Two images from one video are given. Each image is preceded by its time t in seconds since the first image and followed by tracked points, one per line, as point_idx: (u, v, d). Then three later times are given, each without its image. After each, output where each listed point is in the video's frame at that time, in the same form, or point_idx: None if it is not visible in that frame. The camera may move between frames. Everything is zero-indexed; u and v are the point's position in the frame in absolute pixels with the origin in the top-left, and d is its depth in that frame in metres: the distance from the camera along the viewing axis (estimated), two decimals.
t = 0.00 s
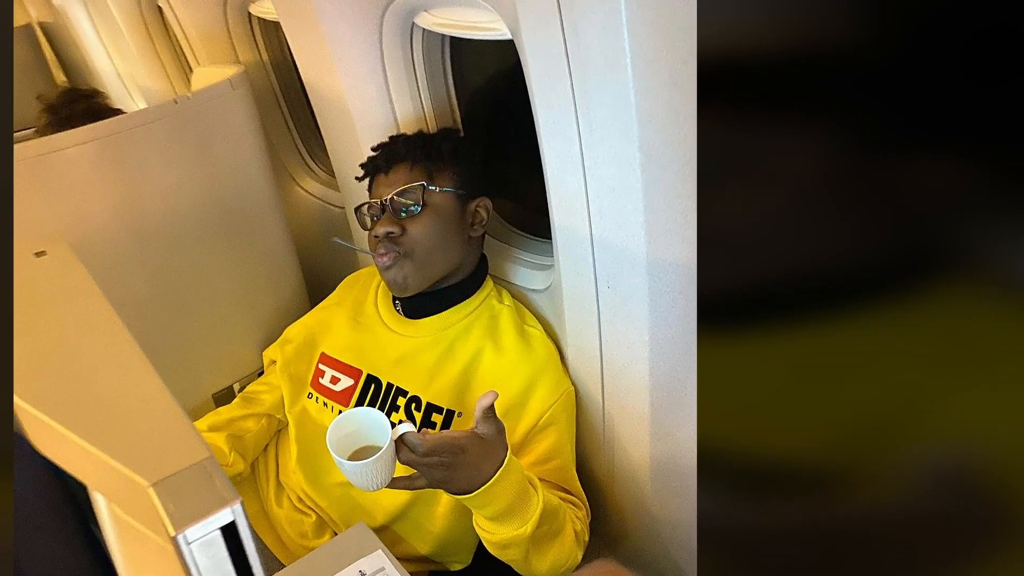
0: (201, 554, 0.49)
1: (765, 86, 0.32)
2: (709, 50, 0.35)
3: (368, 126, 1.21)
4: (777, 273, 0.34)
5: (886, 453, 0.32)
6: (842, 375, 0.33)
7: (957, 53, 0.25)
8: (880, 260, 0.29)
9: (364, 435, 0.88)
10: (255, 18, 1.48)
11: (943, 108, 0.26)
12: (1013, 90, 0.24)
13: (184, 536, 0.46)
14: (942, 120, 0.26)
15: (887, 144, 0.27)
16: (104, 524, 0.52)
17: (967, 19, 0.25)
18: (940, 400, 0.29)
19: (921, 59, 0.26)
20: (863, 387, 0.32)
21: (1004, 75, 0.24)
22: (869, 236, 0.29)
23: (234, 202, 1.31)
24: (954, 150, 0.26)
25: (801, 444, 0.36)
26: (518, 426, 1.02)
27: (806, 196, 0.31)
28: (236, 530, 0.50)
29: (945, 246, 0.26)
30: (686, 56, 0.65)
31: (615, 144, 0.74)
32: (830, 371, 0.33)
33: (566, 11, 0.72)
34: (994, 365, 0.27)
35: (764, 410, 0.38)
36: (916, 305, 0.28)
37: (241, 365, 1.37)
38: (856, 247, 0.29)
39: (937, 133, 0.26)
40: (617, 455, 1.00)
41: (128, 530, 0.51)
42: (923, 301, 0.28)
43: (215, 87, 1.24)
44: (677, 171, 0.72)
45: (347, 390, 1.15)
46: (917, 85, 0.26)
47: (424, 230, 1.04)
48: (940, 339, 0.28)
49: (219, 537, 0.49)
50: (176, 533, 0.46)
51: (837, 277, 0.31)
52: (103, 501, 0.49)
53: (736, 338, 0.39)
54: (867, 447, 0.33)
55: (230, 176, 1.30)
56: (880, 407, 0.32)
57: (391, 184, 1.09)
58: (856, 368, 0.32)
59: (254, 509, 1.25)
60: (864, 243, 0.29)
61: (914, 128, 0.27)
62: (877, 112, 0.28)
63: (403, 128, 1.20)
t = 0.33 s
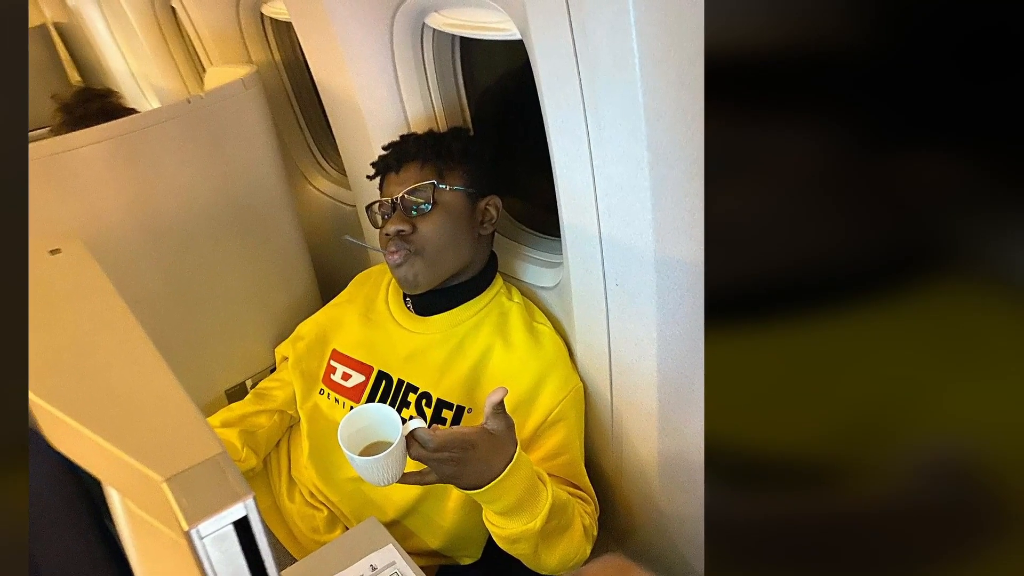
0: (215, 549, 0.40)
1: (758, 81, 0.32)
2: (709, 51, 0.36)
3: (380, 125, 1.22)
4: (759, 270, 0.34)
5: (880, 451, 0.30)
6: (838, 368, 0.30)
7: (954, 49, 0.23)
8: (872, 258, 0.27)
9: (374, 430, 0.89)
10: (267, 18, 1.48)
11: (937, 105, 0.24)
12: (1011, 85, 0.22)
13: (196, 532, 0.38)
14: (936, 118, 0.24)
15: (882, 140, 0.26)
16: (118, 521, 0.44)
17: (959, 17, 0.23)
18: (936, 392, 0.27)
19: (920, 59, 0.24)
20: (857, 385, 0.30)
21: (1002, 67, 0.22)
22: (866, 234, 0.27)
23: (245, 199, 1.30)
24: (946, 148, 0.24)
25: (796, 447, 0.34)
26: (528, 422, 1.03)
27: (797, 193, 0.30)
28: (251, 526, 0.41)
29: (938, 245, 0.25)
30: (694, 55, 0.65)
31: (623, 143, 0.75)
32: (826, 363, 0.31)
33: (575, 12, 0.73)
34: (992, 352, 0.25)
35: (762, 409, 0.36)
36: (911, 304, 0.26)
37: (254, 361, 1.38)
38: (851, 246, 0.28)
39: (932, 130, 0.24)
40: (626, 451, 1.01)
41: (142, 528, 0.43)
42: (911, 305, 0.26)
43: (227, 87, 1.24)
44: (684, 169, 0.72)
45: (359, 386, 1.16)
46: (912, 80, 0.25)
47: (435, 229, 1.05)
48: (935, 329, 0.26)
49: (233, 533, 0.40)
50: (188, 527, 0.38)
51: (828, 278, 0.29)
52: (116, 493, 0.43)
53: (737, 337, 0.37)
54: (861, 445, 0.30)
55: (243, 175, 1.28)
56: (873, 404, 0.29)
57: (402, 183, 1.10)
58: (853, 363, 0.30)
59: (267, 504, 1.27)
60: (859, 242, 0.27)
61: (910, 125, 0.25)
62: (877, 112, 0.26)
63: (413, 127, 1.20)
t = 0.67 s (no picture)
0: (228, 544, 0.39)
1: (762, 80, 0.32)
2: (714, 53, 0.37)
3: (391, 125, 1.23)
4: (759, 266, 0.35)
5: (877, 445, 0.30)
6: (832, 364, 0.31)
7: (952, 49, 0.24)
8: (868, 255, 0.28)
9: (385, 426, 0.90)
10: (279, 18, 1.49)
11: (935, 104, 0.25)
12: (1009, 82, 0.23)
13: (209, 526, 0.38)
14: (934, 117, 0.25)
15: (880, 138, 0.27)
16: (132, 516, 0.43)
17: (955, 16, 0.23)
18: (933, 385, 0.27)
19: (919, 59, 0.25)
20: (851, 380, 0.30)
21: (998, 66, 0.23)
22: (864, 232, 0.28)
23: (256, 197, 1.31)
24: (944, 147, 0.25)
25: (793, 441, 0.35)
26: (537, 418, 1.04)
27: (795, 192, 0.31)
28: (264, 522, 0.41)
29: (934, 240, 0.25)
30: (700, 56, 0.66)
31: (631, 142, 0.75)
32: (820, 359, 0.31)
33: (584, 12, 0.74)
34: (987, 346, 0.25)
35: (758, 405, 0.37)
36: (907, 303, 0.27)
37: (266, 358, 1.39)
38: (848, 242, 0.29)
39: (930, 129, 0.25)
40: (634, 446, 1.01)
41: (155, 523, 0.41)
42: (905, 302, 0.27)
43: (239, 86, 1.26)
44: (692, 169, 0.73)
45: (370, 382, 1.18)
46: (910, 80, 0.25)
47: (445, 227, 1.06)
48: (927, 323, 0.26)
49: (245, 528, 0.40)
50: (202, 522, 0.37)
51: (824, 275, 0.30)
52: (129, 490, 0.42)
53: (734, 331, 0.38)
54: (857, 440, 0.31)
55: (255, 174, 1.30)
56: (869, 399, 0.30)
57: (412, 181, 1.11)
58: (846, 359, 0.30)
59: (280, 499, 1.28)
60: (857, 240, 0.28)
61: (909, 123, 0.26)
62: (877, 112, 0.27)
63: (424, 126, 1.22)
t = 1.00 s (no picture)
0: (241, 539, 0.40)
1: (769, 80, 0.33)
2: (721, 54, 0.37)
3: (402, 125, 1.25)
4: (761, 261, 0.36)
5: (872, 437, 0.31)
6: (832, 358, 0.32)
7: (949, 50, 0.25)
8: (865, 251, 0.29)
9: (396, 422, 0.92)
10: (291, 19, 1.51)
11: (932, 103, 0.25)
12: (1004, 80, 0.24)
13: (222, 520, 0.38)
14: (931, 116, 0.26)
15: (879, 137, 0.28)
16: (147, 508, 0.45)
17: (952, 16, 0.24)
18: (928, 379, 0.28)
19: (919, 59, 0.26)
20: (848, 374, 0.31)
21: (992, 64, 0.24)
22: (863, 228, 0.29)
23: (269, 196, 1.33)
24: (942, 146, 0.25)
25: (792, 435, 0.35)
26: (546, 414, 1.05)
27: (795, 189, 0.32)
28: (275, 516, 0.41)
29: (929, 238, 0.26)
30: (707, 56, 0.66)
31: (639, 141, 0.76)
32: (820, 354, 0.32)
33: (592, 12, 0.75)
34: (976, 343, 0.26)
35: (760, 399, 0.38)
36: (908, 298, 0.27)
37: (278, 354, 1.41)
38: (846, 237, 0.29)
39: (926, 129, 0.26)
40: (642, 442, 1.02)
41: (170, 517, 0.43)
42: (900, 297, 0.27)
43: (252, 86, 1.27)
44: (699, 168, 0.74)
45: (380, 379, 1.19)
46: (908, 80, 0.26)
47: (455, 225, 1.07)
48: (921, 320, 0.27)
49: (257, 522, 0.40)
50: (214, 517, 0.38)
51: (825, 271, 0.31)
52: (144, 484, 0.44)
53: (737, 327, 0.39)
54: (855, 434, 0.32)
55: (267, 172, 1.31)
56: (864, 392, 0.31)
57: (422, 180, 1.12)
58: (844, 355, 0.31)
59: (291, 494, 1.30)
60: (856, 236, 0.29)
61: (905, 123, 0.27)
62: (878, 112, 0.27)
63: (434, 125, 1.23)
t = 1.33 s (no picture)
0: (253, 533, 0.41)
1: (774, 79, 0.34)
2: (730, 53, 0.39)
3: (412, 124, 1.26)
4: (767, 259, 0.37)
5: (868, 433, 0.32)
6: (825, 351, 0.33)
7: (943, 51, 0.26)
8: (860, 249, 0.29)
9: (406, 418, 0.93)
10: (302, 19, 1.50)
11: (930, 102, 0.26)
12: (1005, 76, 0.24)
13: (233, 516, 0.39)
14: (929, 115, 0.26)
15: (875, 135, 0.29)
16: (159, 505, 0.45)
17: (945, 18, 0.25)
18: (923, 375, 0.29)
19: (918, 59, 0.27)
20: (844, 368, 0.32)
21: (986, 65, 0.25)
22: (857, 225, 0.30)
23: (281, 194, 1.34)
24: (943, 146, 0.26)
25: (789, 428, 0.36)
26: (554, 410, 1.06)
27: (794, 185, 0.34)
28: (287, 511, 0.42)
29: (924, 235, 0.27)
30: (713, 56, 0.67)
31: (647, 140, 0.77)
32: (818, 350, 0.33)
33: (601, 13, 0.76)
34: (973, 340, 0.26)
35: (760, 391, 0.39)
36: (902, 294, 0.28)
37: (289, 350, 1.42)
38: (842, 231, 0.31)
39: (923, 127, 0.27)
40: (649, 439, 1.03)
41: (181, 512, 0.43)
42: (894, 292, 0.28)
43: (264, 85, 1.29)
44: (705, 167, 0.75)
45: (391, 375, 1.21)
46: (904, 80, 0.27)
47: (464, 224, 1.09)
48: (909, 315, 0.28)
49: (269, 517, 0.41)
50: (226, 512, 0.39)
51: (823, 270, 0.31)
52: (156, 480, 0.44)
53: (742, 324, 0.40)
54: (852, 425, 0.32)
55: (279, 172, 1.33)
56: (860, 384, 0.31)
57: (433, 179, 1.14)
58: (838, 348, 0.32)
59: (303, 490, 1.31)
60: (852, 235, 0.30)
61: (901, 121, 0.28)
62: (876, 111, 0.29)
63: (444, 125, 1.24)
